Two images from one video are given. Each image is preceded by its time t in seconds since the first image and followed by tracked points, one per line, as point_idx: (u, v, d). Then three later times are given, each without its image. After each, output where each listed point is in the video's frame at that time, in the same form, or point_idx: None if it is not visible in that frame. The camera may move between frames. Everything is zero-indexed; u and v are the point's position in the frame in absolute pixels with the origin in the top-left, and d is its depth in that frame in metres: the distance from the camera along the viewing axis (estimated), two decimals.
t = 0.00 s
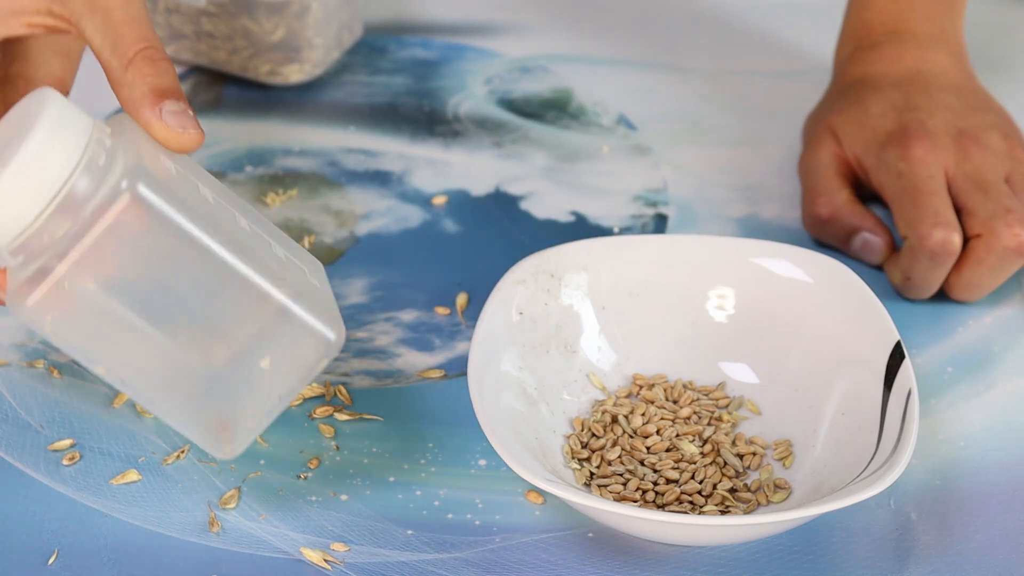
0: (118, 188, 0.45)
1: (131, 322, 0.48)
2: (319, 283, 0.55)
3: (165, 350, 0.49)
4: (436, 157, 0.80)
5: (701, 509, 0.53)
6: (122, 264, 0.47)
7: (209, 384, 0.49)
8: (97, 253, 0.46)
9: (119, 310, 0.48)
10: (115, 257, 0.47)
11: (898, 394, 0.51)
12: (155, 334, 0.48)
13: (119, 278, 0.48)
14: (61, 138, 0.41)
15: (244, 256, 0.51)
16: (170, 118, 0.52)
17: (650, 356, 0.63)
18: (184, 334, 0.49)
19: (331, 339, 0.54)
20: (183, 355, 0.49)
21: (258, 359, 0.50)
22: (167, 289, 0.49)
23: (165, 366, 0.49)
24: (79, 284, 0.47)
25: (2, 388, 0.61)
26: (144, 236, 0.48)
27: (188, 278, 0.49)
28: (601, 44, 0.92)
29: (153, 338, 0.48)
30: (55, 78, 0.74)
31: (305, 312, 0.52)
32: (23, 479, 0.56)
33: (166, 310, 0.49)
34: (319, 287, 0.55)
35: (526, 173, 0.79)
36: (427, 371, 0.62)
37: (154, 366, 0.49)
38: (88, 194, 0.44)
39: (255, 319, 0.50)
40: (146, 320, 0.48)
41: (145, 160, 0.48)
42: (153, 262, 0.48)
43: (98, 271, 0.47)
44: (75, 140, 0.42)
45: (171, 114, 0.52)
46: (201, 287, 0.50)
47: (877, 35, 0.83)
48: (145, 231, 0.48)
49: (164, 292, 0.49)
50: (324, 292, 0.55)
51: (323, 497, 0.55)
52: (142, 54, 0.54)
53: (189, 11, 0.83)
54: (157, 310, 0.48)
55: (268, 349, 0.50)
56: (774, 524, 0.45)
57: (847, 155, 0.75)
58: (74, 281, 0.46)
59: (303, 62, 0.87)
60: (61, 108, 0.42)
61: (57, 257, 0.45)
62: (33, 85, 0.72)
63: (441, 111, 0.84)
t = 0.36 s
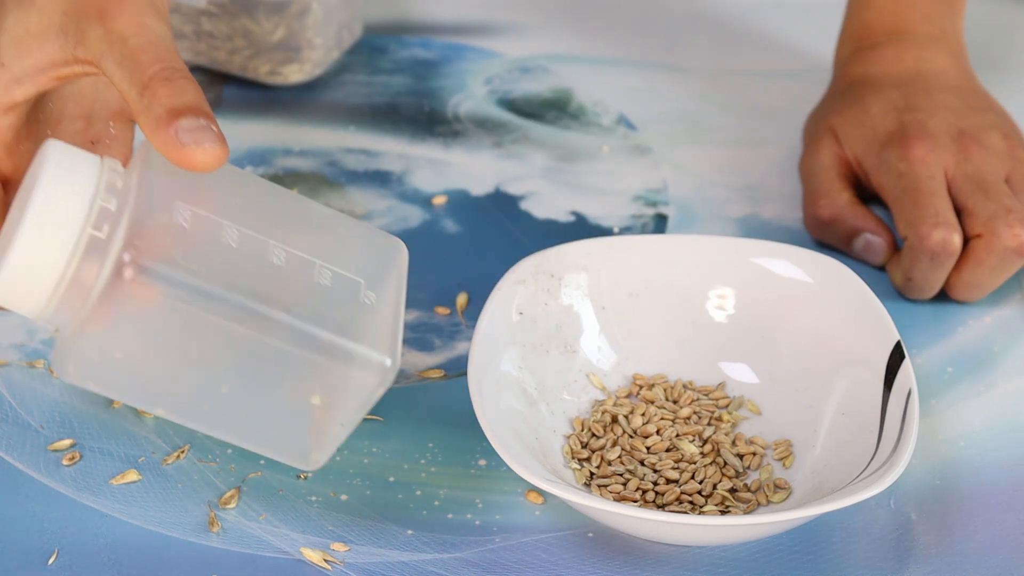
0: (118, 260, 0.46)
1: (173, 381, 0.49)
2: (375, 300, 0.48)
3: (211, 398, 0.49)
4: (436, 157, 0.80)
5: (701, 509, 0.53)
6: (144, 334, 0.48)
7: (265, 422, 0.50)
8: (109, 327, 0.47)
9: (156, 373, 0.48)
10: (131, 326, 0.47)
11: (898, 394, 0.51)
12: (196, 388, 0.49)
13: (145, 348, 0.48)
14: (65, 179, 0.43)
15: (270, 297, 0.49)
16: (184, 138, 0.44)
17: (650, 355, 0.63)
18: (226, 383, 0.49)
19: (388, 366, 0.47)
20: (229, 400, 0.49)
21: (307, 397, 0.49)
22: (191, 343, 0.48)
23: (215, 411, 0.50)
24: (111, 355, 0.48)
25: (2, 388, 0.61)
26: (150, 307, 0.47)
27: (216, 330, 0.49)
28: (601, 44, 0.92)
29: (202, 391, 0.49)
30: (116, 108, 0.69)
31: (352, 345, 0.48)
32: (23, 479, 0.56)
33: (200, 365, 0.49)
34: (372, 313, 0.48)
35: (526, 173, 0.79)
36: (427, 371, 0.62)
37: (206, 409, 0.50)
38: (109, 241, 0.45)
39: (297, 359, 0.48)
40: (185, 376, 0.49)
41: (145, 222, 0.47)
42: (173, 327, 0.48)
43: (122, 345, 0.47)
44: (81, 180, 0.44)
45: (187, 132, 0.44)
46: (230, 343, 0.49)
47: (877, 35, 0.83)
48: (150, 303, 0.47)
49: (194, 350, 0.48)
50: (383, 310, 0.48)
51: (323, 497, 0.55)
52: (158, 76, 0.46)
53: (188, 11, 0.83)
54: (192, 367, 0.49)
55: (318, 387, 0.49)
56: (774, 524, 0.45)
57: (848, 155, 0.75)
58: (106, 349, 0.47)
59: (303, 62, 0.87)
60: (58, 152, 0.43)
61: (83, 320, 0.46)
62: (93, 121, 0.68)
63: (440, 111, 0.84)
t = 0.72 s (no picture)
0: (183, 258, 0.43)
1: (181, 382, 0.46)
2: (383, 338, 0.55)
3: (211, 408, 0.47)
4: (436, 157, 0.80)
5: (701, 509, 0.53)
6: (175, 329, 0.45)
7: (258, 436, 0.48)
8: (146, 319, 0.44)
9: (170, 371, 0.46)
10: (168, 318, 0.44)
11: (898, 394, 0.51)
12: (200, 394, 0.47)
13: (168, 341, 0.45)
14: (135, 183, 0.41)
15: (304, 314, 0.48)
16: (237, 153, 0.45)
17: (650, 355, 0.63)
18: (238, 394, 0.47)
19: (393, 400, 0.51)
20: (232, 414, 0.47)
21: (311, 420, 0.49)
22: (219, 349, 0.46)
23: (211, 421, 0.48)
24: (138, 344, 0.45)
25: (2, 388, 0.61)
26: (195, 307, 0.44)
27: (249, 340, 0.46)
28: (601, 44, 0.92)
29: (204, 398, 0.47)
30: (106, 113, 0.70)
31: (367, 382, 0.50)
32: (23, 479, 0.56)
33: (220, 376, 0.46)
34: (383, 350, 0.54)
35: (526, 172, 0.79)
36: (427, 371, 0.62)
37: (204, 416, 0.48)
38: (168, 247, 0.43)
39: (324, 381, 0.48)
40: (197, 377, 0.46)
41: (208, 219, 0.44)
42: (205, 329, 0.45)
43: (151, 336, 0.45)
44: (154, 184, 0.42)
45: (248, 144, 0.45)
46: (261, 359, 0.47)
47: (877, 36, 0.83)
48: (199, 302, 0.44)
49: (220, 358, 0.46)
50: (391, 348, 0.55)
51: (323, 497, 0.55)
52: (216, 86, 0.47)
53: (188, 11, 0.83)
54: (209, 374, 0.46)
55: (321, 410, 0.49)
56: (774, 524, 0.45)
57: (848, 156, 0.75)
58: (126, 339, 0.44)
59: (303, 62, 0.87)
60: (134, 152, 0.42)
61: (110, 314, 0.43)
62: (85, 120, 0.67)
63: (441, 111, 0.84)
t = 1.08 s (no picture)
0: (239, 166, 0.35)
1: (250, 311, 0.38)
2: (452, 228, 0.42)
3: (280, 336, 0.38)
4: (436, 157, 0.80)
5: (701, 509, 0.53)
6: (243, 245, 0.37)
7: (336, 346, 0.38)
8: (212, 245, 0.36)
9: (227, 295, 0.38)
10: (229, 246, 0.37)
11: (898, 395, 0.51)
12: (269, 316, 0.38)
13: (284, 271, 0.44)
14: (168, 111, 0.33)
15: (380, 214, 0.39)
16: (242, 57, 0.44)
17: (649, 356, 0.63)
18: (314, 311, 0.38)
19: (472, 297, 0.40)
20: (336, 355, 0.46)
21: (394, 320, 0.38)
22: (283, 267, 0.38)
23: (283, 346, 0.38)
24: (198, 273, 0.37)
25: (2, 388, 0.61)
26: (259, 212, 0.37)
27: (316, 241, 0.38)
28: (601, 45, 0.92)
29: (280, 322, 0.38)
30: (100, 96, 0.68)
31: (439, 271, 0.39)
32: (22, 479, 0.56)
33: (290, 302, 0.38)
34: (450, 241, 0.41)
35: (526, 172, 0.79)
36: (427, 371, 0.63)
37: (283, 342, 0.38)
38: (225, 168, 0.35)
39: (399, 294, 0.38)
40: (259, 306, 0.38)
41: (252, 123, 0.37)
42: (273, 239, 0.37)
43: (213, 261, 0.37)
44: (191, 111, 0.34)
45: (278, 44, 0.44)
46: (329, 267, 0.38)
47: (876, 36, 0.83)
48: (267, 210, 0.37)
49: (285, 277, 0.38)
50: (461, 242, 0.42)
51: (323, 497, 0.55)
52: None
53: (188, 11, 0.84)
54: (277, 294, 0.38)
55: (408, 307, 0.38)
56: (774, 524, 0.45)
57: (847, 156, 0.75)
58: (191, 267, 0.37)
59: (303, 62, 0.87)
60: (166, 74, 0.34)
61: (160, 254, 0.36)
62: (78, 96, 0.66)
63: (441, 111, 0.84)
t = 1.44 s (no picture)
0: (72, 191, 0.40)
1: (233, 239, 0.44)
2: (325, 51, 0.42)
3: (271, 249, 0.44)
4: (436, 157, 0.80)
5: (701, 509, 0.53)
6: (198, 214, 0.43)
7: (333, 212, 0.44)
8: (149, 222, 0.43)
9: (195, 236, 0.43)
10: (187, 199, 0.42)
11: (898, 395, 0.51)
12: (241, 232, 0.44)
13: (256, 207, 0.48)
14: None
15: (279, 91, 0.42)
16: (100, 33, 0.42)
17: (649, 356, 0.63)
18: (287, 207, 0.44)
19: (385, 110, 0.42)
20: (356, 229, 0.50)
21: (344, 178, 0.43)
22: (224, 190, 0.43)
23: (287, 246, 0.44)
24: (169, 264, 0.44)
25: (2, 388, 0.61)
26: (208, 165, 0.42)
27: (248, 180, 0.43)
28: (601, 45, 0.92)
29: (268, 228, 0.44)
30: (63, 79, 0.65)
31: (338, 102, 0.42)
32: (23, 479, 0.56)
33: (247, 209, 0.43)
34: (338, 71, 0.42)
35: (526, 172, 0.79)
36: (427, 371, 0.63)
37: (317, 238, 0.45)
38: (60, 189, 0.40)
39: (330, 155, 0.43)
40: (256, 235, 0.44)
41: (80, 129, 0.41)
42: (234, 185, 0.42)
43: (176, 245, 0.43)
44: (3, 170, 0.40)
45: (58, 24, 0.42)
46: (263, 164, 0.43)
47: (877, 36, 0.83)
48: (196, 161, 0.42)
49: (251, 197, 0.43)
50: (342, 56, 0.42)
51: (323, 497, 0.55)
52: None
53: (188, 11, 0.84)
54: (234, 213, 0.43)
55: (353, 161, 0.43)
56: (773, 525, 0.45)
57: (847, 156, 0.75)
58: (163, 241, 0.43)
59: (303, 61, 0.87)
60: None
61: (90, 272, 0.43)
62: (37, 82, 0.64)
63: (441, 111, 0.84)
